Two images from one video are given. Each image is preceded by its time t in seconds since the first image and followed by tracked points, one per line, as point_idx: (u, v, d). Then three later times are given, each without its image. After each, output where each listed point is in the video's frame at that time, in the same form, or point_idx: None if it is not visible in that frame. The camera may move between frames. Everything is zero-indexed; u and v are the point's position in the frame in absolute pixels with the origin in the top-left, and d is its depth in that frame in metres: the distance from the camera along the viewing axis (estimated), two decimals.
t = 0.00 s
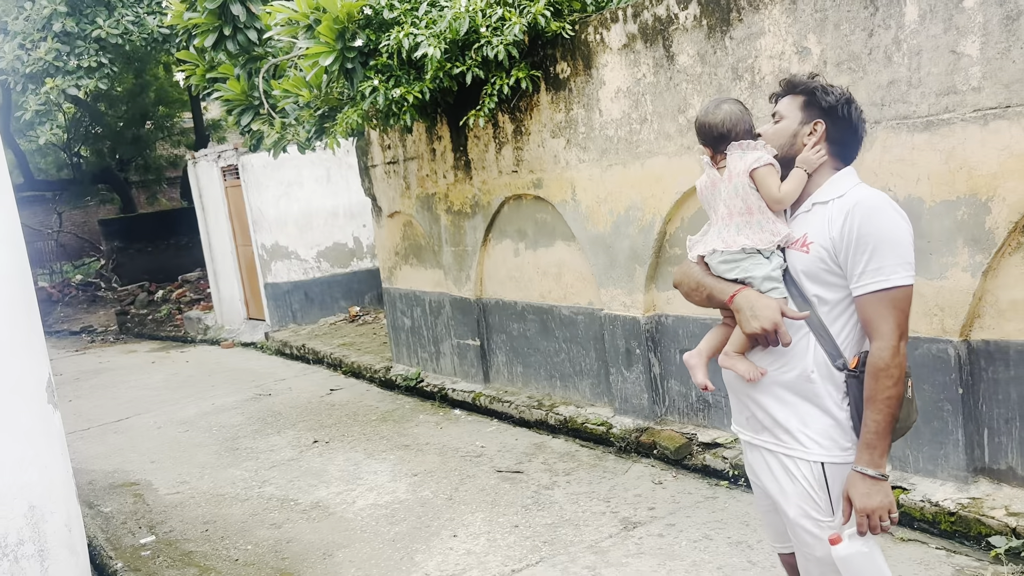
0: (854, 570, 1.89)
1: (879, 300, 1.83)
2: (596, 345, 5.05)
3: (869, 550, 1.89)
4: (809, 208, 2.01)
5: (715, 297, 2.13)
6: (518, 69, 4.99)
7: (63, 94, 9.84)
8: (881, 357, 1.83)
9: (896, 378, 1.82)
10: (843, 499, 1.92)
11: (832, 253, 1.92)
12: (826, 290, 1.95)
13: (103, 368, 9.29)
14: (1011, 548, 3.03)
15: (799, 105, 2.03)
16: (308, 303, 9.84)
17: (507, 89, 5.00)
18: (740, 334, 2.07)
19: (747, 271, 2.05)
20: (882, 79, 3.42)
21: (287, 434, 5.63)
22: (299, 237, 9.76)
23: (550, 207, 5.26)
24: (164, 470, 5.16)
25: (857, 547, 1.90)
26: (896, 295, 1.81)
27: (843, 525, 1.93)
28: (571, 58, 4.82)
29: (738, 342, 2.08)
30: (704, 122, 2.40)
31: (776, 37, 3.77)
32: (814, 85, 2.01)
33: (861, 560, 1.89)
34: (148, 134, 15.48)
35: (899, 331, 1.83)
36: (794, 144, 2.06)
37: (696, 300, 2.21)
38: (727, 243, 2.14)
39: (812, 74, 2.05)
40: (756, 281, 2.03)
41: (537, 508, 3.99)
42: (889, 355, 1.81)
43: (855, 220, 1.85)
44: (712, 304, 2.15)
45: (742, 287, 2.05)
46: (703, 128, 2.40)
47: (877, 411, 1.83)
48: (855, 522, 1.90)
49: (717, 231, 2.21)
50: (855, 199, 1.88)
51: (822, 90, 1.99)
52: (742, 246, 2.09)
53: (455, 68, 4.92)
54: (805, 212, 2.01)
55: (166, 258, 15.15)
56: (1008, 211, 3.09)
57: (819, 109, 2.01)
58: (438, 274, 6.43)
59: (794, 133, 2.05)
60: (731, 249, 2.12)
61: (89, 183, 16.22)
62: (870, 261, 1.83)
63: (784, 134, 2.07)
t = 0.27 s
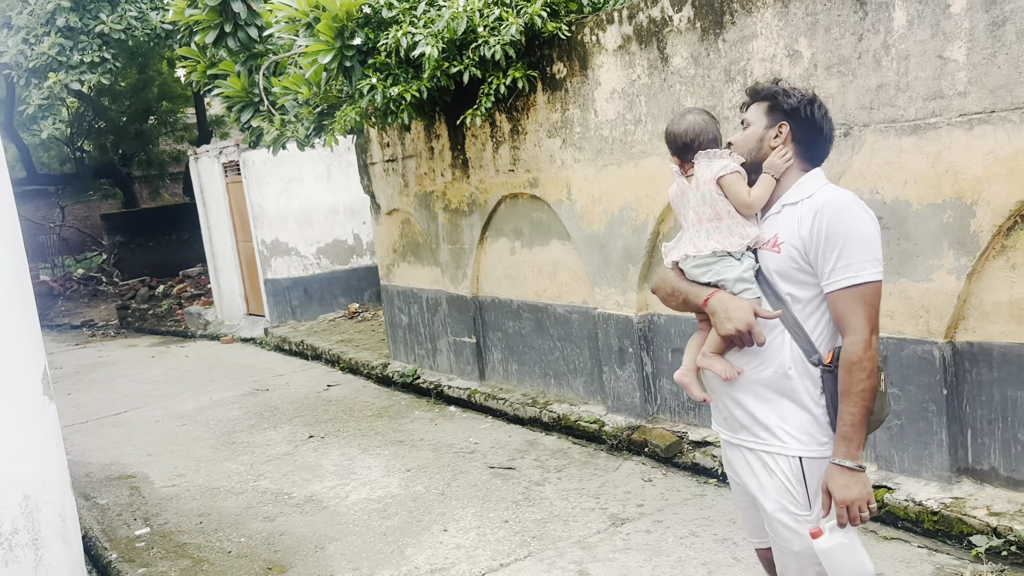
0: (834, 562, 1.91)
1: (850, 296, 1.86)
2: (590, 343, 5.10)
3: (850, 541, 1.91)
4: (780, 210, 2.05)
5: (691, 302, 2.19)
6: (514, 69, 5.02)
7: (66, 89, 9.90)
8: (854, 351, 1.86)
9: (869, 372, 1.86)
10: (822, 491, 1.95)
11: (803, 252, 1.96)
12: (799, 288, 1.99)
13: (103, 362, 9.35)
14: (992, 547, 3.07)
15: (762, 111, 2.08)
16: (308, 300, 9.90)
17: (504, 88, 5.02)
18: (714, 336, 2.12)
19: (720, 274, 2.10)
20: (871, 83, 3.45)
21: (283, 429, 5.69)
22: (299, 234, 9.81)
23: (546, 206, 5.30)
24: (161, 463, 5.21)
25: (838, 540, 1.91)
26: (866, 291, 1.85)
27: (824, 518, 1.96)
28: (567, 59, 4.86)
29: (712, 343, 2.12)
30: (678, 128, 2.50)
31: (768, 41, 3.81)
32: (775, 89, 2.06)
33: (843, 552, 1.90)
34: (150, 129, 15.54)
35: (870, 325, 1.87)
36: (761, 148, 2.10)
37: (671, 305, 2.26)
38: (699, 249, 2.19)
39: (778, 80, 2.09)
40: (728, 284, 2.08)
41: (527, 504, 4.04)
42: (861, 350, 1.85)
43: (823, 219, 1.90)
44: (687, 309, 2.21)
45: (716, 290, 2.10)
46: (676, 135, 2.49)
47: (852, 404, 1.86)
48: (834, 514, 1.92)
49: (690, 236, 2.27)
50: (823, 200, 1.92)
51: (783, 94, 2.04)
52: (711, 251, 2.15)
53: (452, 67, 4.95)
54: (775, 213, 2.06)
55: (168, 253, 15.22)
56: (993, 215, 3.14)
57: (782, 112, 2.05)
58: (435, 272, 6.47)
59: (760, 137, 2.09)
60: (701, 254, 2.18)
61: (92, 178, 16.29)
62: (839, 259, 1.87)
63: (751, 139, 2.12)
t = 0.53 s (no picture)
0: (796, 557, 1.98)
1: (825, 301, 1.91)
2: (587, 342, 5.15)
3: (812, 538, 1.99)
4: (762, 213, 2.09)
5: (671, 305, 2.25)
6: (513, 70, 5.07)
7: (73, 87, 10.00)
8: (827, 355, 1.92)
9: (841, 375, 1.91)
10: (789, 488, 2.01)
11: (781, 256, 2.01)
12: (776, 290, 2.04)
13: (108, 358, 9.45)
14: (976, 546, 3.12)
15: (743, 117, 2.11)
16: (310, 298, 9.97)
17: (502, 90, 5.07)
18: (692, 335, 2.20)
19: (694, 278, 2.18)
20: (862, 87, 3.49)
21: (283, 425, 5.76)
22: (302, 233, 9.89)
23: (544, 207, 5.35)
24: (162, 457, 5.28)
25: (800, 535, 1.99)
26: (842, 297, 1.90)
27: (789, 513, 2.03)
28: (565, 61, 4.91)
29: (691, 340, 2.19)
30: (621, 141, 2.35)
31: (761, 44, 3.85)
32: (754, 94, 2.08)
33: (804, 548, 1.98)
34: (157, 127, 15.64)
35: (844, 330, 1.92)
36: (744, 151, 2.12)
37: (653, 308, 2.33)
38: (659, 265, 2.28)
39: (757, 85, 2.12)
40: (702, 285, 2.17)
41: (521, 500, 4.10)
42: (834, 353, 1.90)
43: (802, 225, 1.94)
44: (668, 312, 2.27)
45: (692, 292, 2.18)
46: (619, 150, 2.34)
47: (821, 406, 1.92)
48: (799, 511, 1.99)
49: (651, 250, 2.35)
50: (804, 205, 1.96)
51: (762, 98, 2.07)
52: (671, 266, 2.24)
53: (452, 69, 5.00)
54: (758, 216, 2.09)
55: (173, 251, 15.32)
56: (980, 218, 3.19)
57: (763, 116, 2.08)
58: (435, 271, 6.53)
59: (743, 141, 2.12)
60: (661, 270, 2.27)
61: (98, 176, 16.41)
62: (817, 264, 1.91)
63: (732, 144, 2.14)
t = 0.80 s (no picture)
0: (771, 557, 2.01)
1: (804, 306, 1.93)
2: (583, 343, 5.17)
3: (785, 537, 2.01)
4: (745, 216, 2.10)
5: (654, 311, 2.27)
6: (512, 71, 5.09)
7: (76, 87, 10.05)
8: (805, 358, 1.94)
9: (817, 378, 1.93)
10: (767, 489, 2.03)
11: (763, 260, 2.02)
12: (757, 292, 2.06)
13: (109, 357, 9.49)
14: (965, 545, 3.14)
15: (747, 119, 2.06)
16: (311, 298, 10.01)
17: (500, 91, 5.10)
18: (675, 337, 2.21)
19: (672, 283, 2.21)
20: (855, 89, 3.51)
21: (281, 424, 5.79)
22: (303, 233, 9.92)
23: (541, 207, 5.38)
24: (161, 455, 5.31)
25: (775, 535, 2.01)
26: (820, 302, 1.92)
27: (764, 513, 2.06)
28: (563, 63, 4.93)
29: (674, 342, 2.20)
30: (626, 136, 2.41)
31: (756, 47, 3.87)
32: (760, 97, 2.05)
33: (779, 548, 2.00)
34: (160, 127, 15.69)
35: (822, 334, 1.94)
36: (748, 155, 2.08)
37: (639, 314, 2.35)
38: (643, 272, 2.34)
39: (761, 84, 2.08)
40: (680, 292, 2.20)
41: (515, 499, 4.12)
42: (812, 356, 1.92)
43: (785, 230, 1.96)
44: (652, 318, 2.29)
45: (670, 298, 2.20)
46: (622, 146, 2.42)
47: (797, 408, 1.95)
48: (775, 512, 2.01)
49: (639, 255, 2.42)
50: (788, 210, 1.98)
51: (769, 102, 2.04)
52: (648, 274, 2.30)
53: (451, 70, 5.01)
54: (742, 219, 2.10)
55: (175, 250, 15.37)
56: (971, 220, 3.21)
57: (769, 120, 2.06)
58: (433, 271, 6.56)
59: (746, 144, 2.07)
60: (640, 276, 2.35)
61: (101, 175, 16.47)
62: (798, 269, 1.93)
63: (734, 146, 2.08)
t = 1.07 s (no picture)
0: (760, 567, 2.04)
1: (797, 320, 1.92)
2: (579, 348, 5.18)
3: (773, 549, 2.05)
4: (741, 226, 2.08)
5: (644, 316, 2.28)
6: (508, 77, 5.10)
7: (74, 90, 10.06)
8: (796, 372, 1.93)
9: (808, 393, 1.93)
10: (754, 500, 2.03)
11: (757, 271, 2.01)
12: (750, 302, 2.05)
13: (106, 360, 9.49)
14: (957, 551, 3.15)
15: (757, 138, 2.02)
16: (308, 302, 10.02)
17: (497, 96, 5.11)
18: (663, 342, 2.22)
19: (665, 289, 2.22)
20: (849, 97, 3.53)
21: (277, 428, 5.79)
22: (300, 237, 9.93)
23: (538, 213, 5.39)
24: (156, 459, 5.32)
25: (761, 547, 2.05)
26: (813, 317, 1.91)
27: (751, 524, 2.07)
28: (560, 69, 4.94)
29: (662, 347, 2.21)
30: (663, 128, 2.27)
31: (751, 54, 3.88)
32: (771, 117, 2.01)
33: (765, 559, 2.04)
34: (159, 130, 15.70)
35: (814, 348, 1.93)
36: (755, 175, 2.05)
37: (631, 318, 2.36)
38: (637, 273, 2.33)
39: (764, 97, 2.01)
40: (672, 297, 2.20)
41: (510, 504, 4.13)
42: (803, 371, 1.92)
43: (780, 243, 1.94)
44: (643, 323, 2.30)
45: (660, 303, 2.21)
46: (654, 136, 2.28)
47: (787, 422, 1.95)
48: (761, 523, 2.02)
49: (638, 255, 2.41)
50: (784, 223, 1.95)
51: (778, 122, 2.01)
52: (641, 277, 2.31)
53: (448, 75, 5.02)
54: (738, 228, 2.08)
55: (173, 254, 15.37)
56: (964, 227, 3.22)
57: (777, 139, 2.03)
58: (430, 275, 6.57)
59: (754, 165, 2.05)
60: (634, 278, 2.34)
61: (100, 178, 16.47)
62: (792, 283, 1.92)
63: (742, 166, 2.05)
